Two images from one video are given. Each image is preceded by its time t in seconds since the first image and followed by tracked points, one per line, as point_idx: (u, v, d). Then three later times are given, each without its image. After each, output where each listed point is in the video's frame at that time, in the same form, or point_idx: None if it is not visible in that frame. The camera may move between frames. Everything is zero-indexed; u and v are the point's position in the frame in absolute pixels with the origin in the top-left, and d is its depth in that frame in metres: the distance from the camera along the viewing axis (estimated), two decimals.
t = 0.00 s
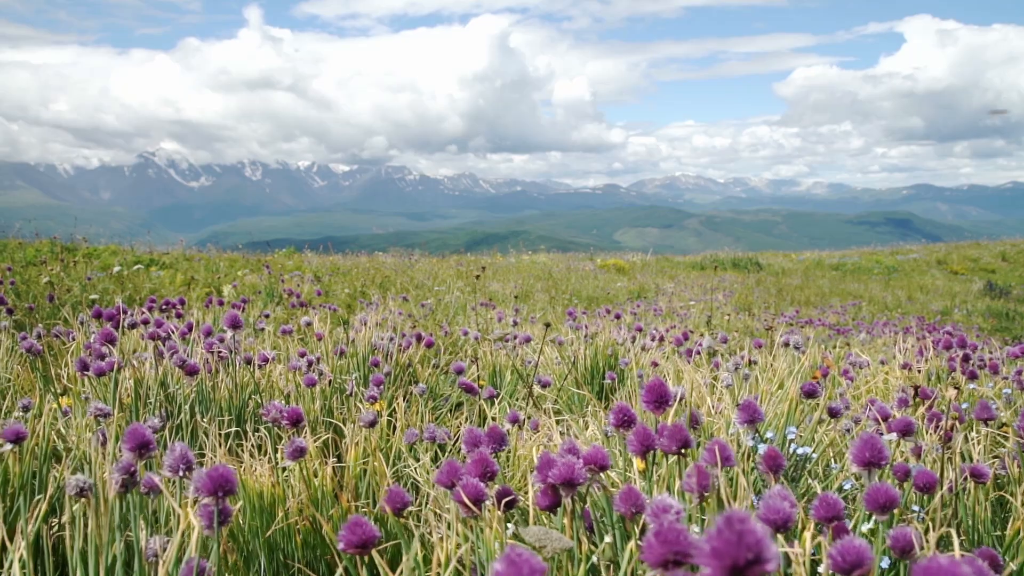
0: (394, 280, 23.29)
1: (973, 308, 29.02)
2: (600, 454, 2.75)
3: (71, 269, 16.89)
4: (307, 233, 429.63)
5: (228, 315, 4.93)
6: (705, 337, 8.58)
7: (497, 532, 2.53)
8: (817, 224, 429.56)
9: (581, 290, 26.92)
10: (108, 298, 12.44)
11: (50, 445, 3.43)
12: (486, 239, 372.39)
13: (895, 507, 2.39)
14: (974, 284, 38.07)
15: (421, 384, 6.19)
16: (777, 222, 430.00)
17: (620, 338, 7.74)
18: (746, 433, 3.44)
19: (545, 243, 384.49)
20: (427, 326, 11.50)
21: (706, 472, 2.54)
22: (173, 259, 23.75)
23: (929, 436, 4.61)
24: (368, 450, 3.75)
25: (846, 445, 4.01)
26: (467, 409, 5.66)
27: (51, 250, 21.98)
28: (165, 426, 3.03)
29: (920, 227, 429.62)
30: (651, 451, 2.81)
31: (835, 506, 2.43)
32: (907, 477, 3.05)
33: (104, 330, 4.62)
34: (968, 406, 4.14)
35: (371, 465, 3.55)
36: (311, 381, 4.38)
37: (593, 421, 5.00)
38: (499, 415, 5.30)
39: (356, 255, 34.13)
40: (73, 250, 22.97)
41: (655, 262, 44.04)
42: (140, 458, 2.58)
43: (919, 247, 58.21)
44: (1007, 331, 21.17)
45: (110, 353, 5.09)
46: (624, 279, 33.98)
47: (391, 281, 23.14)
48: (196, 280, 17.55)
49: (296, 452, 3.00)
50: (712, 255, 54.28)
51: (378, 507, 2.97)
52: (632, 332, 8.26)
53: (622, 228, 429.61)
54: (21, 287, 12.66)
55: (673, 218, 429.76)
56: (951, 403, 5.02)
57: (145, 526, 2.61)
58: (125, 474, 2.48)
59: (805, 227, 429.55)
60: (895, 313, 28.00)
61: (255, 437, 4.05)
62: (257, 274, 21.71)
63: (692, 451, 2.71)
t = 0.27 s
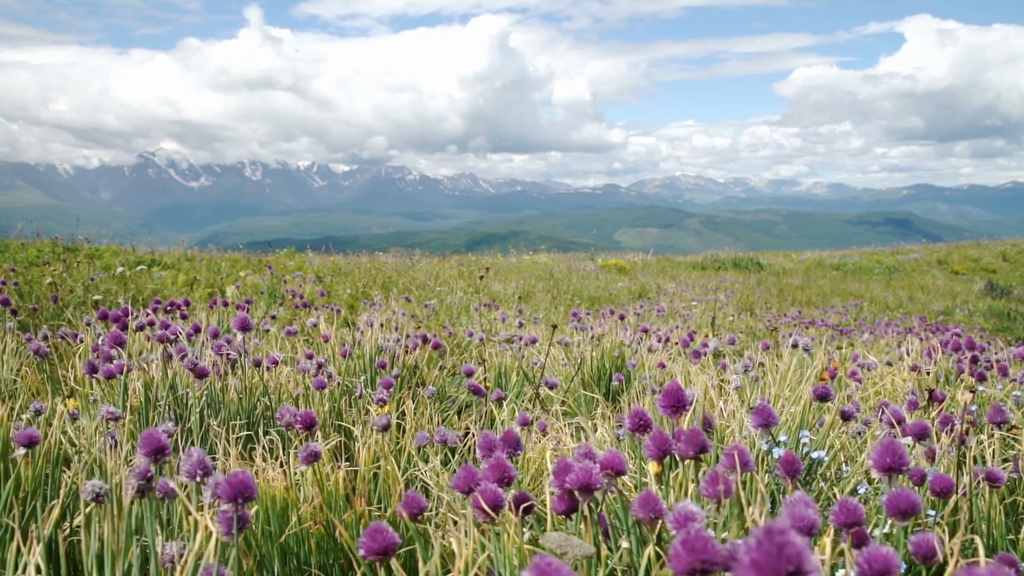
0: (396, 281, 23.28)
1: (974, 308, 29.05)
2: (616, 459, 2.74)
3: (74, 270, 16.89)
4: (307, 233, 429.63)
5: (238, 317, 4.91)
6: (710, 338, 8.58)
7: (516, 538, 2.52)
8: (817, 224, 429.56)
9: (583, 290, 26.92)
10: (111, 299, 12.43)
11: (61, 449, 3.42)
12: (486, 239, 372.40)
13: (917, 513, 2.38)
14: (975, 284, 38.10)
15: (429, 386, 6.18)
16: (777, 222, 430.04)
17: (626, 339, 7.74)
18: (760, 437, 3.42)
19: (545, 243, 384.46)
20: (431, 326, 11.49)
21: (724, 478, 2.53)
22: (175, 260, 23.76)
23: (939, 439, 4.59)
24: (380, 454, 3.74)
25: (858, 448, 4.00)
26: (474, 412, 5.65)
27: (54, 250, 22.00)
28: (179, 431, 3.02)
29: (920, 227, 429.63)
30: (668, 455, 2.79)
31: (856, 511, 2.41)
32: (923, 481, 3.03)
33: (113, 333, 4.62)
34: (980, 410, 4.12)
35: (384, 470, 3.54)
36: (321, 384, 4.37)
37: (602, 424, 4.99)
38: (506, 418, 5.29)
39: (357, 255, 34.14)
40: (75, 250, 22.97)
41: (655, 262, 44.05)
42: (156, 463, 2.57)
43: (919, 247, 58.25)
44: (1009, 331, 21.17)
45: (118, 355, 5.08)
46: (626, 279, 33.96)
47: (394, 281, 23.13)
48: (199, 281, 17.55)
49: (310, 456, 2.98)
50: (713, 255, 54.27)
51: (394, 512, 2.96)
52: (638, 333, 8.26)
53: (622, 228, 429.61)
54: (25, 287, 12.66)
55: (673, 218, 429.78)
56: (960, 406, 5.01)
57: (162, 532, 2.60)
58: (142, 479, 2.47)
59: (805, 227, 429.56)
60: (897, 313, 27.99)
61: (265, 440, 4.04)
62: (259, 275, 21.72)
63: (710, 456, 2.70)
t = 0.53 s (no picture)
0: (399, 281, 23.28)
1: (976, 308, 29.07)
2: (638, 464, 2.72)
3: (77, 270, 16.88)
4: (307, 233, 429.62)
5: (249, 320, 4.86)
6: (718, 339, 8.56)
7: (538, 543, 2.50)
8: (817, 224, 429.57)
9: (584, 290, 26.92)
10: (115, 299, 12.42)
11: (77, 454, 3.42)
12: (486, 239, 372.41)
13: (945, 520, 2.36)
14: (976, 284, 38.11)
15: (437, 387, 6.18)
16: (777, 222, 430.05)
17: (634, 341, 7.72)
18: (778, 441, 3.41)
19: (545, 243, 384.46)
20: (436, 327, 11.47)
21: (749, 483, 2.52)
22: (177, 260, 23.75)
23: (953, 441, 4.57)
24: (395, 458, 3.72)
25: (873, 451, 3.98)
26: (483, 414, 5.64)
27: (57, 250, 21.99)
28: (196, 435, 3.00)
29: (920, 227, 429.67)
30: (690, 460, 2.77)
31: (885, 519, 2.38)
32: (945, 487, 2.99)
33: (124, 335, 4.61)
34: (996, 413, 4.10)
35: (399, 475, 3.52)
36: (332, 387, 4.36)
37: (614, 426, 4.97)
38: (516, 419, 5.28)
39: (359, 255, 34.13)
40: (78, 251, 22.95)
41: (657, 262, 44.04)
42: (175, 469, 2.55)
43: (920, 247, 58.27)
44: (1011, 330, 21.17)
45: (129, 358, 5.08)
46: (628, 279, 33.96)
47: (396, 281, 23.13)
48: (202, 281, 17.54)
49: (328, 461, 2.96)
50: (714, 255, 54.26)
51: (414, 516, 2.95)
52: (646, 334, 8.24)
53: (622, 228, 429.63)
54: (29, 288, 12.65)
55: (673, 218, 429.80)
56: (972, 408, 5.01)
57: (183, 537, 2.58)
58: (162, 485, 2.45)
59: (805, 227, 429.58)
60: (899, 313, 27.99)
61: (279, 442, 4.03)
62: (262, 275, 21.71)
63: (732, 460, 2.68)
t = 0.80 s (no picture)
0: (401, 281, 23.28)
1: (977, 308, 29.09)
2: (657, 467, 2.70)
3: (80, 270, 16.87)
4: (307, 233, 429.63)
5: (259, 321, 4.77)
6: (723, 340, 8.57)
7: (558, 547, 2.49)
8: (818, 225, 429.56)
9: (586, 290, 26.92)
10: (119, 299, 12.42)
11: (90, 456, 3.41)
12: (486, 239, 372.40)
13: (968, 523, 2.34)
14: (977, 284, 38.12)
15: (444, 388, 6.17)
16: (777, 222, 430.04)
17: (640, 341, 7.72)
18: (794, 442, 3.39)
19: (545, 243, 384.44)
20: (440, 327, 11.46)
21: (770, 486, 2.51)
22: (179, 260, 23.75)
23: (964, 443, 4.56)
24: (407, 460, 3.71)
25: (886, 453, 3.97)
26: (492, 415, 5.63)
27: (59, 251, 21.99)
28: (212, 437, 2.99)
29: (921, 227, 429.68)
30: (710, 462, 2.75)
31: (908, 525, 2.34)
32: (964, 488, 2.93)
33: (134, 337, 4.60)
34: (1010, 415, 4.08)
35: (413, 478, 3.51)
36: (343, 389, 4.37)
37: (623, 427, 4.97)
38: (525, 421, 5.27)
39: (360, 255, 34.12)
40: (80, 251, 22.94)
41: (658, 262, 44.04)
42: (193, 470, 2.54)
43: (920, 248, 58.28)
44: (1014, 330, 21.17)
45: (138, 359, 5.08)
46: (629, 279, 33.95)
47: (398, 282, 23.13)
48: (204, 282, 17.53)
49: (344, 463, 2.93)
50: (715, 255, 54.26)
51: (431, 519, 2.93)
52: (652, 334, 8.24)
53: (622, 228, 429.63)
54: (33, 288, 12.64)
55: (673, 218, 429.82)
56: (981, 410, 5.01)
57: (199, 539, 2.56)
58: (180, 487, 2.44)
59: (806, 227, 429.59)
60: (900, 313, 28.00)
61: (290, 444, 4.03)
62: (264, 275, 21.72)
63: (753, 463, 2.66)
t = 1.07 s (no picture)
0: (402, 281, 23.28)
1: (979, 308, 29.08)
2: (677, 469, 2.67)
3: (82, 270, 16.87)
4: (307, 233, 429.66)
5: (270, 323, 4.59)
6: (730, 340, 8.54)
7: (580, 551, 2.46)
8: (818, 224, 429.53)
9: (587, 290, 26.92)
10: (122, 300, 12.40)
11: (102, 458, 3.39)
12: (486, 239, 372.40)
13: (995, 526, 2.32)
14: (978, 284, 38.10)
15: (452, 388, 6.15)
16: (778, 222, 430.01)
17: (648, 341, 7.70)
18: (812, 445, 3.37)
19: (545, 243, 384.50)
20: (444, 327, 11.45)
21: (793, 489, 2.50)
22: (180, 260, 23.76)
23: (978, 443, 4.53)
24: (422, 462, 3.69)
25: (900, 455, 3.96)
26: (500, 416, 5.61)
27: (61, 250, 21.99)
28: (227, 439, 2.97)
29: (921, 227, 429.66)
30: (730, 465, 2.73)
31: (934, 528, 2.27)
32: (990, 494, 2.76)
33: (144, 337, 4.59)
34: None
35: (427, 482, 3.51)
36: (354, 391, 4.35)
37: (633, 429, 4.95)
38: (535, 422, 5.25)
39: (361, 255, 34.11)
40: (81, 251, 22.93)
41: (659, 263, 44.00)
42: (208, 472, 2.51)
43: (921, 248, 58.26)
44: (1016, 330, 21.14)
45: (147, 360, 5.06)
46: (631, 279, 33.94)
47: (400, 282, 23.11)
48: (206, 282, 17.52)
49: (360, 465, 2.91)
50: (716, 255, 54.28)
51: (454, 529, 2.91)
52: (658, 335, 8.22)
53: (622, 228, 429.67)
54: (36, 289, 12.62)
55: (673, 218, 429.90)
56: (992, 411, 4.99)
57: (214, 542, 2.53)
58: (199, 489, 2.41)
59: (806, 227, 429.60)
60: (902, 313, 27.99)
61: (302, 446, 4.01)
62: (267, 275, 21.70)
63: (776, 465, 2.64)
